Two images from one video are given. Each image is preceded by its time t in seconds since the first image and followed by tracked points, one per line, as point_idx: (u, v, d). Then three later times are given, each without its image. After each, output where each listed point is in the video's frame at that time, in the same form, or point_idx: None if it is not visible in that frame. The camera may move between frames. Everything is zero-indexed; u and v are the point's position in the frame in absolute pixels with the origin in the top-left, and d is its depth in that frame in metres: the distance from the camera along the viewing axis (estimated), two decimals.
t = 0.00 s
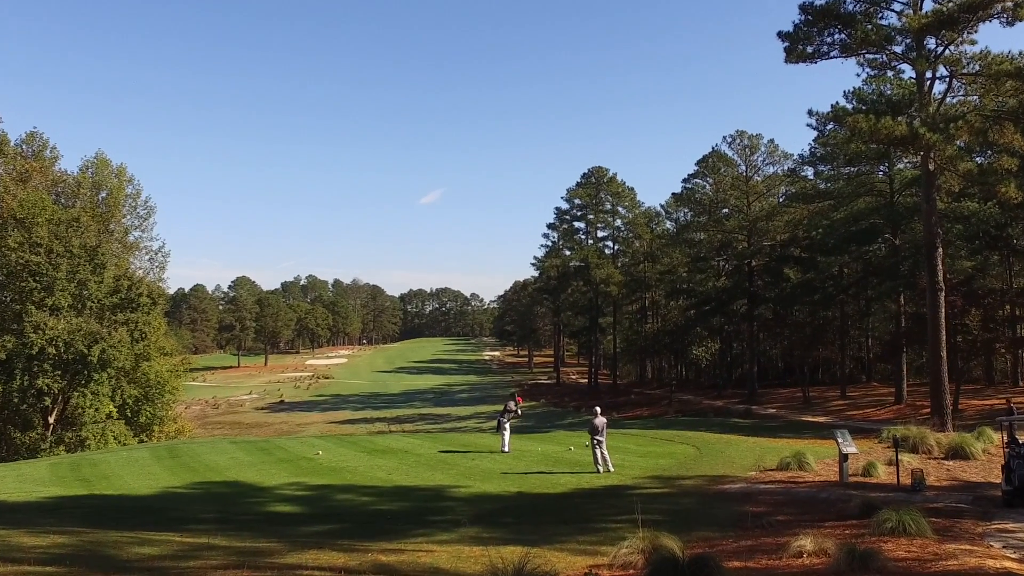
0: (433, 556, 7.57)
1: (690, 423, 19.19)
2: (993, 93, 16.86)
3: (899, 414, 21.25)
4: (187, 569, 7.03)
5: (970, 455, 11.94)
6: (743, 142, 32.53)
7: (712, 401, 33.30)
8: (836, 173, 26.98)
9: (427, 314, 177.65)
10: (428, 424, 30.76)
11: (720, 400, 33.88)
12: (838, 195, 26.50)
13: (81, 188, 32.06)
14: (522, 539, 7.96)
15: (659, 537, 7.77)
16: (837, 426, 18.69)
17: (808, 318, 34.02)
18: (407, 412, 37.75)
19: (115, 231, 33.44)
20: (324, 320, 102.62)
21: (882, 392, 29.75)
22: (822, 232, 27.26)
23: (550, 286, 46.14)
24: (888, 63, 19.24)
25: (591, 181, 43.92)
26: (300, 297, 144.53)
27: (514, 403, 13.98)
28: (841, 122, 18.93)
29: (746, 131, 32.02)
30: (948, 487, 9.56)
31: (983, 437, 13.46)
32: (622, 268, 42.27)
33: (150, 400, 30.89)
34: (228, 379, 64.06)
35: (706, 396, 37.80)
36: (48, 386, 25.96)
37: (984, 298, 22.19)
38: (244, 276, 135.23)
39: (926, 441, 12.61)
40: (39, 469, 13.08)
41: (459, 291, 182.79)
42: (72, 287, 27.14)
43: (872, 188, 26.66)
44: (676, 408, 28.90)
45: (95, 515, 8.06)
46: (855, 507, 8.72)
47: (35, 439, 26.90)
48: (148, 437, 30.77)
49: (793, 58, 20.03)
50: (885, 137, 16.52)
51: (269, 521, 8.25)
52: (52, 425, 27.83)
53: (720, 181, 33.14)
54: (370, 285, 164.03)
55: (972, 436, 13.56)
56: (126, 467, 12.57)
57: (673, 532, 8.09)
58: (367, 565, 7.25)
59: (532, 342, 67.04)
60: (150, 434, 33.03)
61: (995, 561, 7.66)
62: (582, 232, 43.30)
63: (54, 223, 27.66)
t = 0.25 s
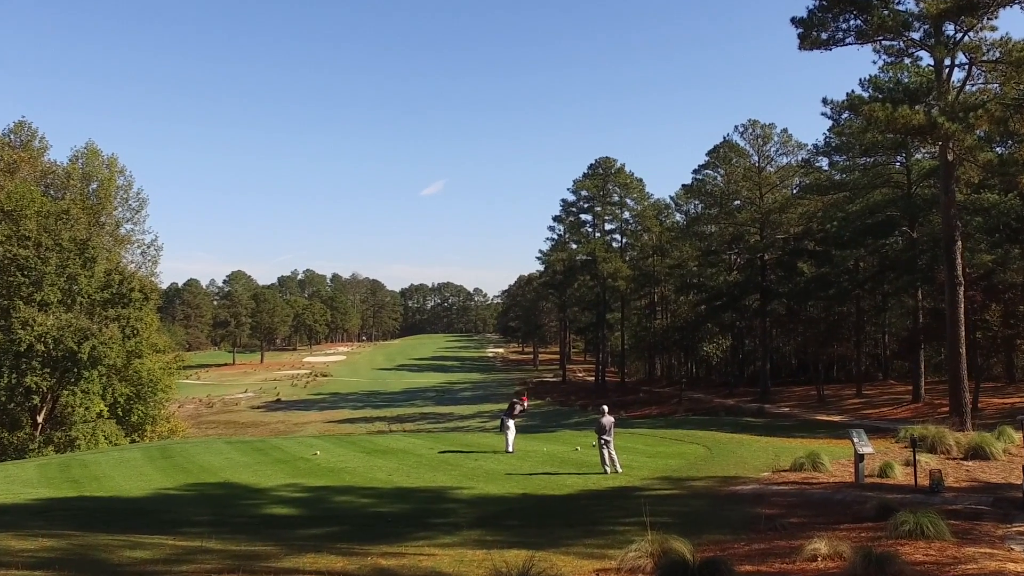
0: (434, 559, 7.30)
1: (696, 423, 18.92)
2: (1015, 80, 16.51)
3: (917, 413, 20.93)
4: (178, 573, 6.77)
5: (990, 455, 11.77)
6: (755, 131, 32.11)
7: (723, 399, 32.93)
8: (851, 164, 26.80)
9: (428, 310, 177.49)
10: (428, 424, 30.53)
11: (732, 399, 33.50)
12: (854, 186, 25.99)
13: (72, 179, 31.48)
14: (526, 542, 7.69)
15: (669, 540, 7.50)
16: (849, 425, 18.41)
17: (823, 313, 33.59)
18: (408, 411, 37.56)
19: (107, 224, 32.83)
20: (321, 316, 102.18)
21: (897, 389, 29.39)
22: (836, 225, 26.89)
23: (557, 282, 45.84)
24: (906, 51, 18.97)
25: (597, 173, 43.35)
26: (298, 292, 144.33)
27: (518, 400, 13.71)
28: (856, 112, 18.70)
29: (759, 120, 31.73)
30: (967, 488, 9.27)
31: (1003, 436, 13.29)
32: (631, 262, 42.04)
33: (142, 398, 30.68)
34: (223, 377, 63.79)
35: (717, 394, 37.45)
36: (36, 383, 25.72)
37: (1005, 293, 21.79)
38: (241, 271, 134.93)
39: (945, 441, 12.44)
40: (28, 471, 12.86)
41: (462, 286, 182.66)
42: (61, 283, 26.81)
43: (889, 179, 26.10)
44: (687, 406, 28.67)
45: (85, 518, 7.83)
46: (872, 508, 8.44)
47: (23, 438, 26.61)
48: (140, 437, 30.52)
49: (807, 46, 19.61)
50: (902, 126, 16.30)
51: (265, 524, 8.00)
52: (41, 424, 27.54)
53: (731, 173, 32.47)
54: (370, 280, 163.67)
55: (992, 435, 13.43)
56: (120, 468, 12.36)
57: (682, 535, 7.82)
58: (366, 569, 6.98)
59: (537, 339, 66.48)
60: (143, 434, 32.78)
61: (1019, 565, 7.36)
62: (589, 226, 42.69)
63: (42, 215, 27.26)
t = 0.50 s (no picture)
0: (436, 563, 7.04)
1: (703, 423, 18.68)
2: None
3: (936, 412, 20.62)
4: None
5: (1011, 456, 11.61)
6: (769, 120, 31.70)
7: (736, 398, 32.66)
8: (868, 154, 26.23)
9: (430, 305, 177.31)
10: (429, 423, 30.29)
11: (745, 397, 33.22)
12: (870, 177, 25.46)
13: (61, 170, 31.11)
14: (532, 546, 7.43)
15: (680, 543, 7.22)
16: (861, 424, 18.16)
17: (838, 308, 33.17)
18: (409, 410, 37.35)
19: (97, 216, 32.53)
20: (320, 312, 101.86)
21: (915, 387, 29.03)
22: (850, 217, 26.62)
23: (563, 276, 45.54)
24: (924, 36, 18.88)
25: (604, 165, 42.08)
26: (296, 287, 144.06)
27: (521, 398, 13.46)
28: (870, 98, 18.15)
29: (772, 109, 31.48)
30: (987, 490, 8.99)
31: None
32: (640, 255, 41.78)
33: (133, 398, 30.44)
34: (218, 375, 63.54)
35: (729, 392, 37.08)
36: (24, 381, 25.52)
37: None
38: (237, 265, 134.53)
39: (965, 440, 12.26)
40: (16, 471, 12.63)
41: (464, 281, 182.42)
42: (50, 277, 26.70)
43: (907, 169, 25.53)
44: (699, 405, 28.43)
45: (74, 522, 7.59)
46: (890, 510, 8.16)
47: (12, 438, 26.37)
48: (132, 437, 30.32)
49: (822, 32, 19.56)
50: (921, 115, 16.14)
51: (261, 527, 7.75)
52: (30, 423, 27.30)
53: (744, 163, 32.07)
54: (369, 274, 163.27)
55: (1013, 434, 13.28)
56: (111, 468, 12.16)
57: (693, 538, 7.55)
58: (366, 573, 6.72)
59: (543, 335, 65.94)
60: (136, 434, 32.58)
61: None
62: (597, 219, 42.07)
63: (31, 208, 27.09)
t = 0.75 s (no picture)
0: (439, 568, 6.77)
1: (712, 422, 18.39)
2: None
3: (957, 410, 20.32)
4: None
5: None
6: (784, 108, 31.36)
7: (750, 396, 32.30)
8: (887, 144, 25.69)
9: (433, 300, 177.21)
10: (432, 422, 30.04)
11: (759, 395, 32.84)
12: (889, 167, 24.99)
13: (51, 159, 29.82)
14: (539, 549, 7.16)
15: (691, 546, 6.94)
16: (875, 423, 17.87)
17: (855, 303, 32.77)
18: (411, 408, 37.10)
19: (88, 208, 31.15)
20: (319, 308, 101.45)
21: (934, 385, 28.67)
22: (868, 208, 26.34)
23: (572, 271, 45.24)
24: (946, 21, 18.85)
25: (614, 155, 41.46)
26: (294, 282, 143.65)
27: (527, 395, 13.18)
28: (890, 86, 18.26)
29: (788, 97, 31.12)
30: (1010, 492, 8.71)
31: None
32: (650, 248, 41.54)
33: (125, 395, 30.24)
34: (213, 372, 63.26)
35: (743, 390, 36.69)
36: (13, 378, 25.37)
37: None
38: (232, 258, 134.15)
39: (987, 440, 12.05)
40: (4, 472, 12.41)
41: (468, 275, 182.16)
42: (39, 271, 26.54)
43: (927, 160, 25.01)
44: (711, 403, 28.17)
45: (63, 525, 7.35)
46: (910, 513, 7.87)
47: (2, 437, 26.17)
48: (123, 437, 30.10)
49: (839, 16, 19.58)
50: (943, 102, 16.07)
51: (257, 530, 7.51)
52: (18, 423, 27.11)
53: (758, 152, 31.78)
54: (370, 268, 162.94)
55: None
56: (103, 469, 11.95)
57: (705, 541, 7.27)
58: None
59: (549, 331, 65.54)
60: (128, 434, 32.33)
61: None
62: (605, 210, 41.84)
63: (19, 199, 26.81)
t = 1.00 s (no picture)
0: (442, 573, 6.50)
1: (722, 421, 18.13)
2: None
3: (979, 408, 19.96)
4: None
5: None
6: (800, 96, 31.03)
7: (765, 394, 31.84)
8: (907, 133, 24.87)
9: (437, 294, 177.13)
10: (435, 422, 29.79)
11: (774, 394, 32.36)
12: (908, 157, 24.43)
13: (39, 148, 29.00)
14: (545, 552, 6.91)
15: (704, 551, 6.66)
16: (891, 422, 17.57)
17: (874, 298, 32.22)
18: (414, 407, 36.85)
19: (77, 198, 30.32)
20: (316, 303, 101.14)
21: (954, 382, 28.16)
22: (886, 198, 26.02)
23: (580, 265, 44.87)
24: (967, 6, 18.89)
25: (625, 141, 41.26)
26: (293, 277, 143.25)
27: (533, 394, 12.92)
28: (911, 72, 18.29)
29: (805, 83, 30.69)
30: None
31: None
32: (661, 241, 41.24)
33: (116, 393, 29.96)
34: (208, 369, 62.86)
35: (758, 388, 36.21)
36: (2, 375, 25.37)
37: None
38: (226, 250, 133.33)
39: (1012, 440, 11.82)
40: None
41: (472, 270, 182.01)
42: (27, 265, 26.30)
43: (949, 150, 24.39)
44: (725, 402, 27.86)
45: (52, 529, 7.15)
46: (932, 516, 7.59)
47: None
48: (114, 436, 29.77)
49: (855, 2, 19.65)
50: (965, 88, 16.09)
51: (254, 534, 7.26)
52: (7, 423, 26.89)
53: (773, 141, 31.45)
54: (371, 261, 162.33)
55: None
56: (94, 470, 11.89)
57: (718, 545, 6.99)
58: None
59: (556, 326, 65.12)
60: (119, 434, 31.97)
61: None
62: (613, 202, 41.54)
63: (7, 189, 26.49)
